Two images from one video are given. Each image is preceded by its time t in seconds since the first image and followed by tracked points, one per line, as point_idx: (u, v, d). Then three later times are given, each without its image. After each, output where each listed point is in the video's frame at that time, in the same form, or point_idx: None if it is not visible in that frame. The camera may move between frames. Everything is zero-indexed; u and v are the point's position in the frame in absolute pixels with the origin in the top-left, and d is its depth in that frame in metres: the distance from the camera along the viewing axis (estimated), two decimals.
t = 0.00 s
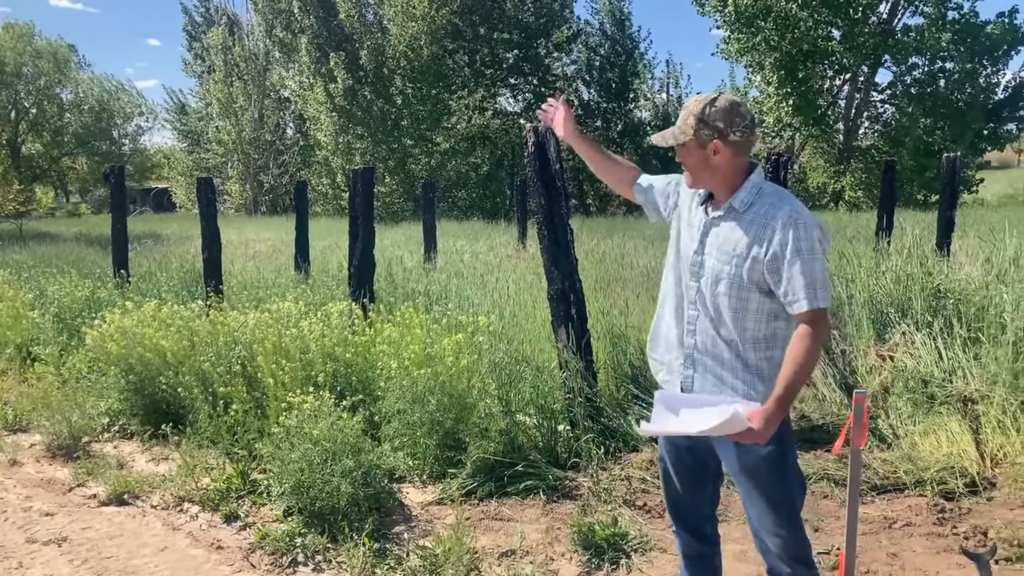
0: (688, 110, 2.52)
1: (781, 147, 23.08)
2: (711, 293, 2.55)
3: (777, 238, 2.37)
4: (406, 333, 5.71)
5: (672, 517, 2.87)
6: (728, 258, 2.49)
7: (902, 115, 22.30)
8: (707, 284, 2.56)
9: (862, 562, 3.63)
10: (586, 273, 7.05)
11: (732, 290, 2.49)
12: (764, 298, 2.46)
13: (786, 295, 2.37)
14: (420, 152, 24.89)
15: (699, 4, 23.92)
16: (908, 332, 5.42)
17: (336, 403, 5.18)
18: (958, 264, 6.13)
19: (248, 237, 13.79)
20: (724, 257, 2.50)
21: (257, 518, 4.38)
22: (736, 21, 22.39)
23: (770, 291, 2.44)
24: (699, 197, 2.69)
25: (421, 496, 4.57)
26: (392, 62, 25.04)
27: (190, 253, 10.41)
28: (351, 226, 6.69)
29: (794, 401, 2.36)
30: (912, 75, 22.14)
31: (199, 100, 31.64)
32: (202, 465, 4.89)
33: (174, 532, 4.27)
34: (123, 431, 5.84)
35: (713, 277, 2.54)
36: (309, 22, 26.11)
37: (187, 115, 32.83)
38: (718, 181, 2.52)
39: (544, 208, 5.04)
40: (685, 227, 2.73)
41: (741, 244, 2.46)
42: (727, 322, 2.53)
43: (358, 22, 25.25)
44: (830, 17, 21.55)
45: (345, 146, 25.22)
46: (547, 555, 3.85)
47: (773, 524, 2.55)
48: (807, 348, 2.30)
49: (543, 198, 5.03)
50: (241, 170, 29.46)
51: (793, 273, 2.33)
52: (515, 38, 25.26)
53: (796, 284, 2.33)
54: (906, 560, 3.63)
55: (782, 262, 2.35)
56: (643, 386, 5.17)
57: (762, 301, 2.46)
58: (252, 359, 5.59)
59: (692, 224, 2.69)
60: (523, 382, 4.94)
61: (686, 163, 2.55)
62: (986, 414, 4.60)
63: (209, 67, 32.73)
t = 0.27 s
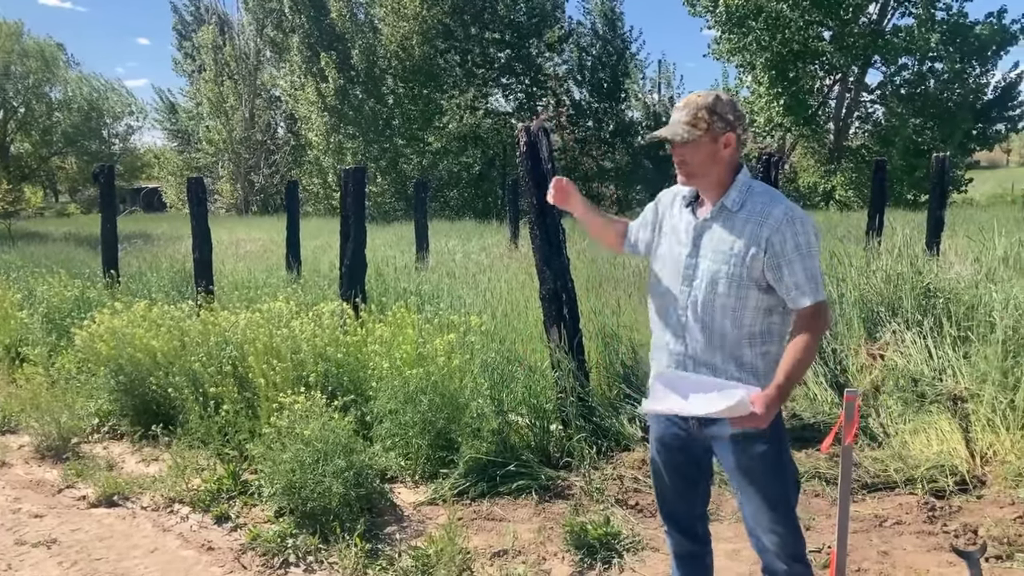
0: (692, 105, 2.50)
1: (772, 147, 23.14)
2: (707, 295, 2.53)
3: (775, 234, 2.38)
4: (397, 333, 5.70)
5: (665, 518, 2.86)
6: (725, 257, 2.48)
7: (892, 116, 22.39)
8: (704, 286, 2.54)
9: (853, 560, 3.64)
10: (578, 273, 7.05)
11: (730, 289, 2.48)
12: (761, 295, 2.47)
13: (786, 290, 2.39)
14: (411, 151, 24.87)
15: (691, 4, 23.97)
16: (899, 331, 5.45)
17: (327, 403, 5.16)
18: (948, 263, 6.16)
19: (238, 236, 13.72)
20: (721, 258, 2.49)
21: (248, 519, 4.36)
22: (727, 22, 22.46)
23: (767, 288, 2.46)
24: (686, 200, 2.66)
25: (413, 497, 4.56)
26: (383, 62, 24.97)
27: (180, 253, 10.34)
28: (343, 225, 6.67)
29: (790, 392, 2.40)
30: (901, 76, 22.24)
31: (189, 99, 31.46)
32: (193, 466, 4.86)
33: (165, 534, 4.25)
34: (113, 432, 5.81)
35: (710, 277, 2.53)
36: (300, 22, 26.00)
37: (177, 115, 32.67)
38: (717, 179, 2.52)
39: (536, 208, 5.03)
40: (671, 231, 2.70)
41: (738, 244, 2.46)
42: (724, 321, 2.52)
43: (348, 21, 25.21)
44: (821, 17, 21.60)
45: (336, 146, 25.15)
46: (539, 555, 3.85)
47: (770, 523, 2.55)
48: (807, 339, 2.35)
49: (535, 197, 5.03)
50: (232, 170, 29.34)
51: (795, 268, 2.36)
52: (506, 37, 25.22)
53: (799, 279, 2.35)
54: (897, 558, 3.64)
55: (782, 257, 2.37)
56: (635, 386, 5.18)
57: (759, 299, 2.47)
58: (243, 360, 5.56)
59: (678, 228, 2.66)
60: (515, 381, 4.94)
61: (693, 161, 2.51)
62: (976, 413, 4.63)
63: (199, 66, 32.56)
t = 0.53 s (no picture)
0: (701, 106, 2.49)
1: (765, 149, 23.22)
2: (714, 298, 2.51)
3: (780, 227, 2.45)
4: (392, 335, 5.70)
5: (661, 521, 2.84)
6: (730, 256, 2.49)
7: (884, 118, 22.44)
8: (709, 291, 2.52)
9: (847, 561, 3.65)
10: (572, 274, 7.06)
11: (739, 287, 2.49)
12: (764, 290, 2.51)
13: (786, 281, 2.47)
14: (405, 153, 24.90)
15: (684, 7, 24.03)
16: (892, 333, 5.48)
17: (321, 405, 5.15)
18: (939, 265, 6.19)
19: (231, 238, 13.69)
20: (725, 259, 2.49)
21: (242, 521, 4.35)
22: (720, 24, 22.53)
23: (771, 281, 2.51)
24: (671, 207, 2.62)
25: (408, 498, 4.55)
26: (377, 63, 24.96)
27: (173, 254, 10.30)
28: (336, 227, 6.65)
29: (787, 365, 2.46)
30: (893, 79, 22.37)
31: (182, 101, 31.36)
32: (186, 468, 4.85)
33: (158, 536, 4.23)
34: (106, 434, 5.78)
35: (717, 276, 2.51)
36: (293, 23, 25.98)
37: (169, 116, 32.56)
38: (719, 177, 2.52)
39: (530, 209, 5.04)
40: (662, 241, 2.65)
41: (740, 243, 2.48)
42: (731, 320, 2.52)
43: (341, 22, 25.29)
44: (813, 20, 21.71)
45: (329, 148, 25.08)
46: (534, 557, 3.85)
47: (771, 523, 2.57)
48: (807, 323, 2.46)
49: (530, 199, 5.04)
50: (225, 171, 29.27)
51: (802, 257, 2.45)
52: (500, 39, 25.21)
53: (805, 266, 2.45)
54: (890, 559, 3.66)
55: (789, 248, 2.45)
56: (629, 387, 5.19)
57: (764, 293, 2.52)
58: (236, 362, 5.54)
59: (671, 237, 2.61)
60: (509, 383, 4.93)
61: (705, 161, 2.49)
62: (968, 414, 4.65)
63: (191, 67, 32.45)
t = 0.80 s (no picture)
0: (709, 108, 2.48)
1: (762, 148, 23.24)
2: (723, 297, 2.52)
3: (776, 224, 2.53)
4: (390, 335, 5.70)
5: (665, 527, 2.78)
6: (735, 253, 2.51)
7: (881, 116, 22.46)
8: (719, 289, 2.52)
9: (846, 559, 3.65)
10: (570, 273, 7.07)
11: (746, 285, 2.52)
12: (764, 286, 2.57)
13: (781, 275, 2.56)
14: (402, 152, 24.87)
15: (682, 7, 24.04)
16: (890, 331, 5.49)
17: (320, 404, 5.15)
18: (937, 264, 6.21)
19: (228, 238, 13.66)
20: (730, 257, 2.51)
21: (240, 521, 4.34)
22: (718, 23, 22.55)
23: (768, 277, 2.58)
24: (671, 209, 2.58)
25: (406, 498, 4.55)
26: (374, 63, 25.00)
27: (170, 254, 10.27)
28: (334, 227, 6.64)
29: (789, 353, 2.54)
30: (890, 78, 22.40)
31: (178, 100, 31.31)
32: (184, 469, 4.84)
33: (156, 537, 4.22)
34: (103, 434, 5.77)
35: (725, 274, 2.51)
36: (290, 22, 25.98)
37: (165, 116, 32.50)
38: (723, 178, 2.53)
39: (529, 208, 5.04)
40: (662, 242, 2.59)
41: (744, 240, 2.52)
42: (740, 318, 2.52)
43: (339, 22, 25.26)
44: (810, 19, 21.75)
45: (326, 147, 25.10)
46: (533, 556, 3.85)
47: (780, 519, 2.53)
48: (804, 314, 2.56)
49: (528, 198, 5.04)
50: (222, 171, 29.22)
51: (797, 251, 2.54)
52: (497, 38, 25.08)
53: (801, 260, 2.54)
54: (888, 557, 3.67)
55: (787, 243, 2.53)
56: (627, 387, 5.19)
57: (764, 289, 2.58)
58: (234, 362, 5.53)
59: (672, 239, 2.57)
60: (508, 383, 4.93)
61: (714, 162, 2.49)
62: (965, 412, 4.66)
63: (188, 67, 32.39)
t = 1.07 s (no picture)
0: (742, 109, 2.46)
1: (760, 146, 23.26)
2: (737, 296, 2.57)
3: (772, 222, 2.67)
4: (389, 333, 5.70)
5: (670, 528, 2.72)
6: (745, 250, 2.59)
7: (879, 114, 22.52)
8: (732, 287, 2.58)
9: (844, 556, 3.66)
10: (569, 272, 7.07)
11: (754, 281, 2.61)
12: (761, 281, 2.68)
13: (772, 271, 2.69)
14: (400, 151, 24.87)
15: (680, 5, 24.04)
16: (888, 329, 5.50)
17: (319, 403, 5.15)
18: (935, 262, 6.21)
19: (227, 236, 13.68)
20: (742, 256, 2.59)
21: (240, 519, 4.35)
22: (716, 22, 22.55)
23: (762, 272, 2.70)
24: (689, 208, 2.56)
25: (406, 496, 4.55)
26: (372, 61, 25.03)
27: (169, 252, 10.29)
28: (333, 225, 6.65)
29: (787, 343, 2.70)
30: (888, 76, 22.40)
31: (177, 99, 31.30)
32: (184, 467, 4.85)
33: (156, 535, 4.23)
34: (102, 433, 5.77)
35: (739, 272, 2.58)
36: (289, 21, 26.01)
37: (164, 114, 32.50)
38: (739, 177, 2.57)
39: (528, 207, 5.03)
40: (679, 244, 2.56)
41: (752, 239, 2.61)
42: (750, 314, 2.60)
43: (337, 20, 25.25)
44: (808, 17, 21.76)
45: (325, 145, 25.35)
46: (533, 554, 3.85)
47: (794, 504, 2.55)
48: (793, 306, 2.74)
49: (527, 196, 5.03)
50: (220, 169, 29.23)
51: (787, 248, 2.70)
52: (495, 36, 24.93)
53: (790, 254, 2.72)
54: (887, 554, 3.67)
55: (781, 240, 2.68)
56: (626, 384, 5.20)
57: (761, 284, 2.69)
58: (233, 360, 5.53)
59: (689, 240, 2.56)
60: (507, 380, 4.93)
61: (739, 162, 2.50)
62: (964, 410, 4.67)
63: (186, 66, 32.40)
